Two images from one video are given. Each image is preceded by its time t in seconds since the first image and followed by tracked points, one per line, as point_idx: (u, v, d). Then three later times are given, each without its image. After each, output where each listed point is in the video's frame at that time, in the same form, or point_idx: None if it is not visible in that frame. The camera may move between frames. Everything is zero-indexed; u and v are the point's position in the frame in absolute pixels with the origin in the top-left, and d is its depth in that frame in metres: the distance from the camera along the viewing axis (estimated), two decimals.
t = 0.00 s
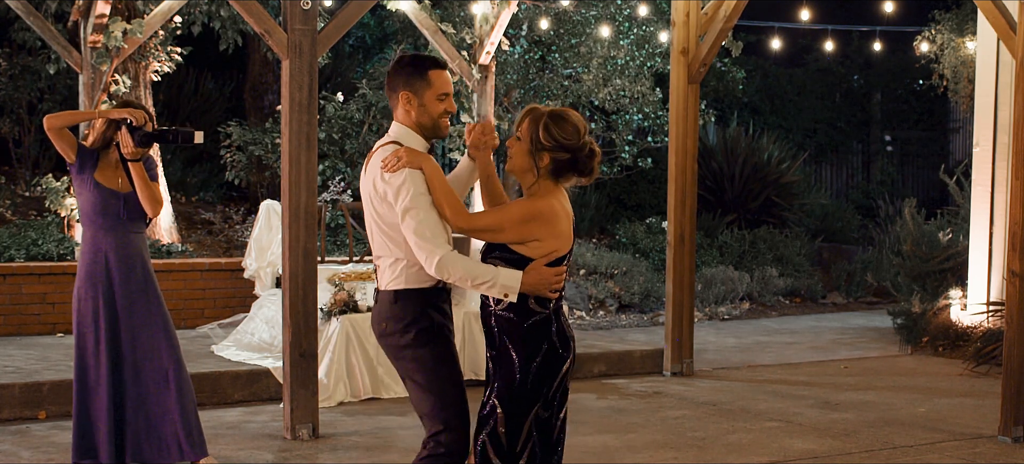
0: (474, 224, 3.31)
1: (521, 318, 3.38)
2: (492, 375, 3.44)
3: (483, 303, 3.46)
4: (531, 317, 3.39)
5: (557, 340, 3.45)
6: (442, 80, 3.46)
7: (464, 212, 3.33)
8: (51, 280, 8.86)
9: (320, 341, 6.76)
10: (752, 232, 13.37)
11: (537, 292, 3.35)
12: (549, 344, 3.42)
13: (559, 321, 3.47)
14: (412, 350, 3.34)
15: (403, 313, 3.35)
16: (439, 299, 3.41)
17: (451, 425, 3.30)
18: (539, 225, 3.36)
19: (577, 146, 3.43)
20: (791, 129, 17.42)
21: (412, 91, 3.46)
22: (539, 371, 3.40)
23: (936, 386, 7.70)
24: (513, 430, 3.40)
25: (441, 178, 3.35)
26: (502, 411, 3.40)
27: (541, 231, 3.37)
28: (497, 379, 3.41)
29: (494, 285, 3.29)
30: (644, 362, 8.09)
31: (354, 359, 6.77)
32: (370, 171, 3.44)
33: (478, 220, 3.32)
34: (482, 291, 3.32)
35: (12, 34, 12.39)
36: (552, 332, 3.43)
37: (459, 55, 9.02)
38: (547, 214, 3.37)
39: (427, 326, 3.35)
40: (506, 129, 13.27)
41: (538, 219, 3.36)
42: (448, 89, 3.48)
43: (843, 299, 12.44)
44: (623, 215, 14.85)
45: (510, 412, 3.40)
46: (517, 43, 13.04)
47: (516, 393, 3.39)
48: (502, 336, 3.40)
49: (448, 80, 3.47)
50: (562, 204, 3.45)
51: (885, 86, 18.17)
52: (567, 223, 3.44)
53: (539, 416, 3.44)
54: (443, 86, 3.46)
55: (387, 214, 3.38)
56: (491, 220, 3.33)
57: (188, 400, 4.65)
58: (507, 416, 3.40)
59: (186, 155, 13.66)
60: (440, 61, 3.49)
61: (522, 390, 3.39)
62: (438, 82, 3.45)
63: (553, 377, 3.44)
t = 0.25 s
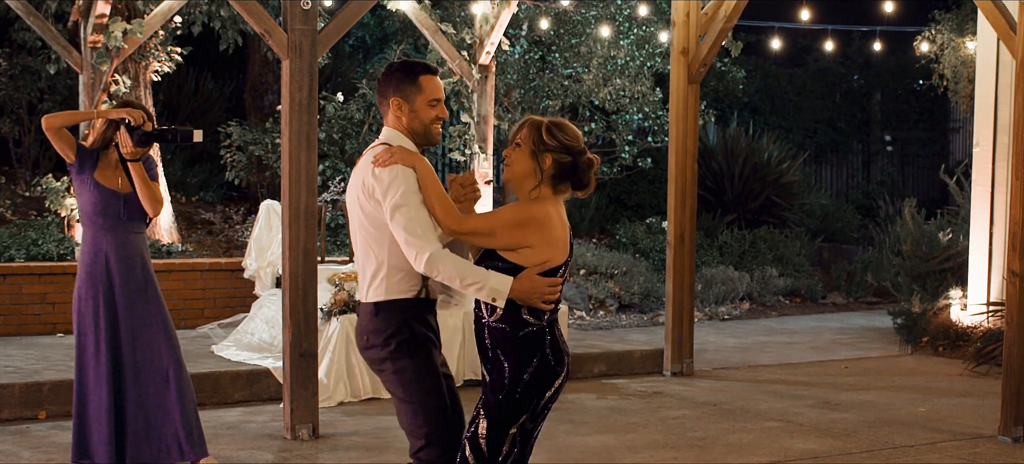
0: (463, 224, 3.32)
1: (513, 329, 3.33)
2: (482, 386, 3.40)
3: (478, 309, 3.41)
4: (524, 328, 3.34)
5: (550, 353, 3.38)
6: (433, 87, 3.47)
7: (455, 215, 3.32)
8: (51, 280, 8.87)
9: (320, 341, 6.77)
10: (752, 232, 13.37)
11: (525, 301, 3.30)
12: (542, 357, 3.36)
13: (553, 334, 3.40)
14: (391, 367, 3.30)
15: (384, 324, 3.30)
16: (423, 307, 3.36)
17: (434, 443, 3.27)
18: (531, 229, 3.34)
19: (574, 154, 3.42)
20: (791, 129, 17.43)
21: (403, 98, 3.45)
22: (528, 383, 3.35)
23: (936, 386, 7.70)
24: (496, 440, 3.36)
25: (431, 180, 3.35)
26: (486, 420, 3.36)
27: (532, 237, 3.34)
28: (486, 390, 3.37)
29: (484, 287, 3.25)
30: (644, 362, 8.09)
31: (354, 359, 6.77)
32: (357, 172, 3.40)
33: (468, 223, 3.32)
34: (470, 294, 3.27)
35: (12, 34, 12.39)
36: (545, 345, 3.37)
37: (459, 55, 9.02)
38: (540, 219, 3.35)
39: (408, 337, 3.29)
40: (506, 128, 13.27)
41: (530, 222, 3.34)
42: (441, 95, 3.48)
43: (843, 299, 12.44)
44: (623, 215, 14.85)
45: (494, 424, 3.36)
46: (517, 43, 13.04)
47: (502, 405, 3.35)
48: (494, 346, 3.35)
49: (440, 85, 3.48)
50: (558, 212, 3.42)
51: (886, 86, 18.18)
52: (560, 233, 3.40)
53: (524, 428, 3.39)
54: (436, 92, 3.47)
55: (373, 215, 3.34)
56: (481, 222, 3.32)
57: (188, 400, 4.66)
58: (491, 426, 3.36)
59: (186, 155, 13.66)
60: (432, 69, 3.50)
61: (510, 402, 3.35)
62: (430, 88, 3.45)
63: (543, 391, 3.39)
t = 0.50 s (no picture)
0: (457, 195, 3.36)
1: (504, 320, 3.34)
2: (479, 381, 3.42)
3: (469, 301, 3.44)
4: (516, 315, 3.35)
5: (543, 342, 3.39)
6: (422, 64, 3.52)
7: (447, 186, 3.38)
8: (51, 280, 8.87)
9: (320, 340, 6.76)
10: (752, 233, 13.38)
11: (518, 279, 3.30)
12: (535, 346, 3.37)
13: (547, 322, 3.41)
14: (368, 354, 3.39)
15: (360, 309, 3.41)
16: (405, 294, 3.46)
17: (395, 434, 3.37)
18: (525, 206, 3.32)
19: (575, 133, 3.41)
20: (791, 129, 17.43)
21: (391, 76, 3.52)
22: (524, 374, 3.36)
23: (936, 386, 7.70)
24: (501, 436, 3.37)
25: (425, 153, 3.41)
26: (489, 417, 3.38)
27: (526, 214, 3.33)
28: (485, 385, 3.38)
29: (477, 258, 3.26)
30: (644, 361, 8.09)
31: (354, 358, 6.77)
32: (350, 149, 3.47)
33: (462, 194, 3.34)
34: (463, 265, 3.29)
35: (12, 34, 12.39)
36: (538, 333, 3.37)
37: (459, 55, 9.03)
38: (536, 196, 3.33)
39: (382, 326, 3.39)
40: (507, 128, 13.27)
41: (525, 199, 3.32)
42: (430, 74, 3.53)
43: (843, 299, 12.45)
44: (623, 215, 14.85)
45: (499, 419, 3.37)
46: (516, 43, 13.03)
47: (501, 398, 3.36)
48: (488, 338, 3.37)
49: (429, 63, 3.53)
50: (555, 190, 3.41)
51: (886, 85, 18.18)
52: (557, 212, 3.38)
53: (530, 423, 3.39)
54: (425, 69, 3.52)
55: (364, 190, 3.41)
56: (474, 196, 3.32)
57: (188, 399, 4.67)
58: (492, 420, 3.38)
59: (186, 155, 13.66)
60: (421, 48, 3.55)
61: (508, 394, 3.36)
62: (418, 66, 3.50)
63: (540, 381, 3.39)
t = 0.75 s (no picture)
0: (450, 200, 3.25)
1: (502, 325, 3.30)
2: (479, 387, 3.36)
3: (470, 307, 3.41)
4: (514, 321, 3.30)
5: (542, 347, 3.34)
6: (414, 56, 3.45)
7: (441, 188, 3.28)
8: (51, 280, 8.86)
9: (320, 340, 6.76)
10: (752, 233, 13.37)
11: (517, 285, 3.26)
12: (534, 351, 3.32)
13: (546, 327, 3.36)
14: (359, 353, 3.36)
15: (352, 307, 3.38)
16: (402, 294, 3.43)
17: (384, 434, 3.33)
18: (522, 214, 3.24)
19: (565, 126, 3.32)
20: (791, 128, 17.43)
21: (384, 70, 3.45)
22: (522, 379, 3.31)
23: (936, 386, 7.70)
24: (500, 443, 3.31)
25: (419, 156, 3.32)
26: (487, 423, 3.32)
27: (523, 222, 3.25)
28: (484, 392, 3.33)
29: (474, 265, 3.20)
30: (644, 361, 8.10)
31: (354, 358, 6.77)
32: (343, 147, 3.39)
33: (457, 199, 3.24)
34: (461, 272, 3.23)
35: (12, 34, 12.39)
36: (537, 338, 3.33)
37: (459, 55, 9.03)
38: (532, 201, 3.25)
39: (374, 324, 3.35)
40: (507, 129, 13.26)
41: (521, 206, 3.24)
42: (423, 64, 3.46)
43: (843, 299, 12.45)
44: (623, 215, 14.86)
45: (497, 425, 3.32)
46: (517, 43, 13.04)
47: (500, 404, 3.31)
48: (486, 344, 3.33)
49: (421, 54, 3.46)
50: (547, 190, 3.31)
51: (885, 85, 18.18)
52: (555, 216, 3.31)
53: (528, 429, 3.33)
54: (417, 60, 3.45)
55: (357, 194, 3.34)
56: (470, 202, 3.23)
57: (187, 399, 4.67)
58: (490, 426, 3.32)
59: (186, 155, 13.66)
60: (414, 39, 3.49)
61: (507, 400, 3.31)
62: (411, 56, 3.44)
63: (539, 386, 3.33)
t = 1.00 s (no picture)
0: (447, 234, 3.15)
1: (513, 341, 3.18)
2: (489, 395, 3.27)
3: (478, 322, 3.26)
4: (525, 338, 3.17)
5: (555, 361, 3.20)
6: (421, 74, 3.35)
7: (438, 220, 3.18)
8: (51, 280, 8.86)
9: (320, 341, 6.78)
10: (752, 233, 13.37)
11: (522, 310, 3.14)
12: (546, 366, 3.19)
13: (561, 340, 3.21)
14: (370, 370, 3.21)
15: (359, 326, 3.25)
16: (412, 313, 3.30)
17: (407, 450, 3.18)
18: (517, 242, 3.13)
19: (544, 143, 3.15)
20: (791, 128, 17.45)
21: (392, 88, 3.33)
22: (529, 392, 3.19)
23: (936, 386, 7.70)
24: (501, 453, 3.24)
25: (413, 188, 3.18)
26: (491, 432, 3.24)
27: (520, 250, 3.14)
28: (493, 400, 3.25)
29: (473, 300, 3.11)
30: (644, 362, 8.10)
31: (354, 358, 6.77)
32: (341, 180, 3.31)
33: (453, 234, 3.15)
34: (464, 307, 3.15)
35: (12, 34, 12.39)
36: (550, 353, 3.19)
37: (459, 55, 9.02)
38: (524, 228, 3.13)
39: (383, 339, 3.22)
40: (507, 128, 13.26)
41: (517, 234, 3.12)
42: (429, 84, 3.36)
43: (843, 299, 12.45)
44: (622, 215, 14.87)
45: (500, 435, 3.23)
46: (517, 43, 13.03)
47: (506, 415, 3.22)
48: (498, 357, 3.22)
49: (429, 73, 3.36)
50: (537, 211, 3.17)
51: (886, 85, 18.16)
52: (553, 238, 3.18)
53: (532, 437, 3.24)
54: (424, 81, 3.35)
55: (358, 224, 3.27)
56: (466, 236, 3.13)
57: (187, 399, 4.66)
58: (494, 436, 3.24)
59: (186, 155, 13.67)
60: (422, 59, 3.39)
61: (512, 412, 3.21)
62: (417, 76, 3.34)
63: (547, 399, 3.21)
